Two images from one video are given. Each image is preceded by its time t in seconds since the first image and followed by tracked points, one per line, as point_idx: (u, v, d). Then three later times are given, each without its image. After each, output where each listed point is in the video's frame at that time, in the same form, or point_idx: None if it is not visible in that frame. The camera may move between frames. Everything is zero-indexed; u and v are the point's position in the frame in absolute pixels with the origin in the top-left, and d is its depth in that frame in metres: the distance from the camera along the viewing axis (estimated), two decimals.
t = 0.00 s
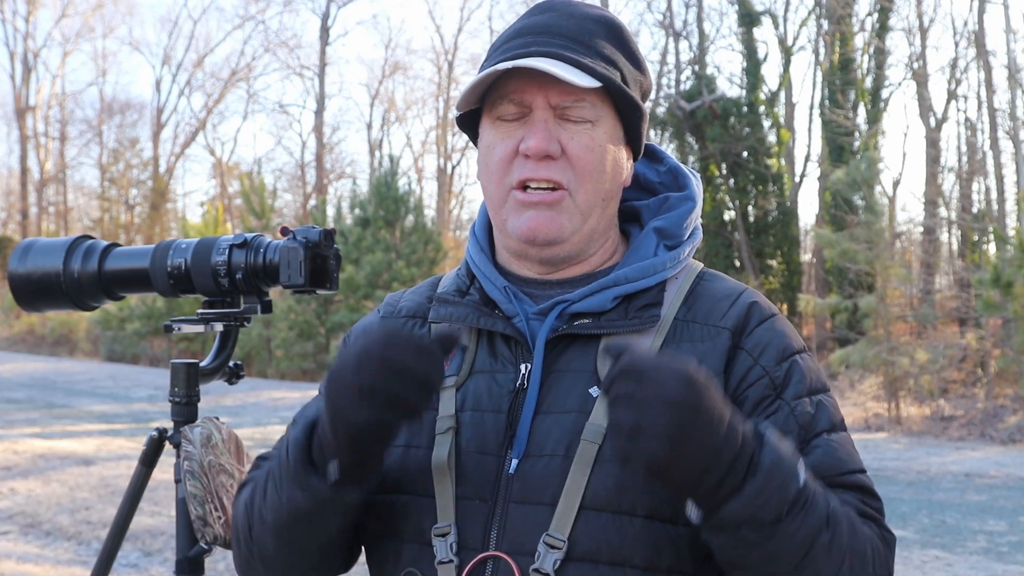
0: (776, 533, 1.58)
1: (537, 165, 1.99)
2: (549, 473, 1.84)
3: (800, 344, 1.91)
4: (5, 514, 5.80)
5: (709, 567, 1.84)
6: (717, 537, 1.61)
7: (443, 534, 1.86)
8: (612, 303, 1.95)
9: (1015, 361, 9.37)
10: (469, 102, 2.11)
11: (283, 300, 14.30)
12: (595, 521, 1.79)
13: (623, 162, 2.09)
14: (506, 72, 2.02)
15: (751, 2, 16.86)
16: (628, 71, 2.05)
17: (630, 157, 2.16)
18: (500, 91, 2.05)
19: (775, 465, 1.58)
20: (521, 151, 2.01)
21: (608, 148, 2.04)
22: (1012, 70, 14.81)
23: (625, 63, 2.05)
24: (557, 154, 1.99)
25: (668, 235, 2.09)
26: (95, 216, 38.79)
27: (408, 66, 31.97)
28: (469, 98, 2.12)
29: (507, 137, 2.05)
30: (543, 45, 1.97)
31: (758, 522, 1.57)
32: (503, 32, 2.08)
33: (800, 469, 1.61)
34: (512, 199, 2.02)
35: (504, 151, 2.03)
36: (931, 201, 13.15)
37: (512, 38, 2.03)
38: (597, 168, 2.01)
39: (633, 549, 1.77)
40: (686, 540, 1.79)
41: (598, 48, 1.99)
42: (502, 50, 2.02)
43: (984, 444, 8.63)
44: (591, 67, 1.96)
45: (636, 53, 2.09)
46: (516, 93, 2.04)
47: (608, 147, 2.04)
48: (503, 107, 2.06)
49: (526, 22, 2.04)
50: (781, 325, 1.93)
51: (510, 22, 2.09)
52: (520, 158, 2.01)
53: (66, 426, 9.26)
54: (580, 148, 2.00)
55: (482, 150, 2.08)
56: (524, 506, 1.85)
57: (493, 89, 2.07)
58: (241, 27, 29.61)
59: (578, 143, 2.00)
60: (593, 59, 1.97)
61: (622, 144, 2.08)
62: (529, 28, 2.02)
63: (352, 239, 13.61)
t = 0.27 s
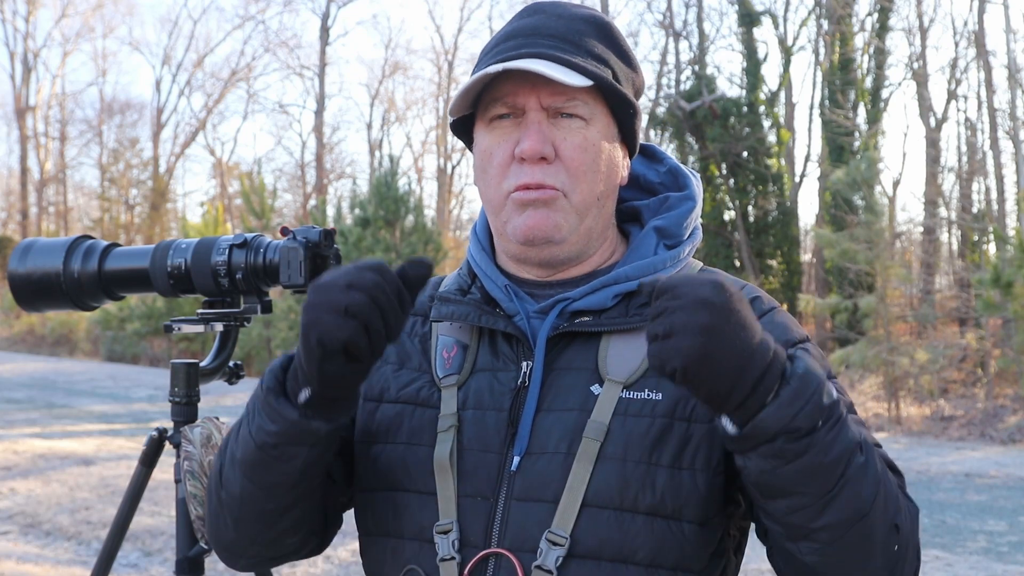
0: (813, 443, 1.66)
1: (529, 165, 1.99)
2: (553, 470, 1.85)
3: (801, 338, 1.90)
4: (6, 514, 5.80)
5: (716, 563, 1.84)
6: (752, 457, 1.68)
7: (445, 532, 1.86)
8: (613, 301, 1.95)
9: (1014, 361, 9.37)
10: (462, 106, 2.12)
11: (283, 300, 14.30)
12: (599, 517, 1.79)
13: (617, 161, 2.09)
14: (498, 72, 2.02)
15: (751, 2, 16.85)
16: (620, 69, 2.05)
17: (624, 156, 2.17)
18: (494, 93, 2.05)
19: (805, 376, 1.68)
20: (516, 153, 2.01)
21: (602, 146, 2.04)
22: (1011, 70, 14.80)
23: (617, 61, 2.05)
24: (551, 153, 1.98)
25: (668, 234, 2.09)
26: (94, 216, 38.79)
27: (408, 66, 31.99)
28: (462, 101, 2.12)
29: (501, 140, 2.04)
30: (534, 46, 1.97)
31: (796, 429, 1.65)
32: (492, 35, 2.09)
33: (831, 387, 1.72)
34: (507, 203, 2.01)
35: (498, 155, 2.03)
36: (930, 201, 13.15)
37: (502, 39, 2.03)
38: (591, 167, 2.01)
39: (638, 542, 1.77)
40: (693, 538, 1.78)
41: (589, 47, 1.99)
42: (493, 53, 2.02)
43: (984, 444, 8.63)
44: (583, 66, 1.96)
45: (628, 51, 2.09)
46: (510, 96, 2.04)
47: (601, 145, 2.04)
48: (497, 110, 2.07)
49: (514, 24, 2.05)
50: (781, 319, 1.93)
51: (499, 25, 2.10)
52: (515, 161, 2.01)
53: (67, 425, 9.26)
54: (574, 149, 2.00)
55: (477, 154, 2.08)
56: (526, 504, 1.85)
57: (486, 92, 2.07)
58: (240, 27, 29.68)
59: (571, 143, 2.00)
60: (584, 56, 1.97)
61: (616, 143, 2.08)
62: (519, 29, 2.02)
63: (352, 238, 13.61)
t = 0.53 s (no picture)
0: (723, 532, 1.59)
1: (537, 158, 1.99)
2: (552, 474, 1.85)
3: (796, 343, 1.91)
4: (5, 514, 5.80)
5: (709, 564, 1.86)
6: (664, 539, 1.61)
7: (444, 536, 1.86)
8: (612, 304, 1.95)
9: (1015, 361, 9.37)
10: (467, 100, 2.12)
11: (283, 300, 14.30)
12: (597, 520, 1.79)
13: (623, 156, 2.10)
14: (506, 65, 2.02)
15: (751, 2, 16.86)
16: (627, 65, 2.06)
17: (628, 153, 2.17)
18: (501, 86, 2.05)
19: (750, 496, 1.60)
20: (522, 145, 2.01)
21: (608, 141, 2.04)
22: (1011, 70, 14.80)
23: (624, 57, 2.06)
24: (559, 145, 1.98)
25: (668, 234, 2.09)
26: (95, 217, 38.81)
27: (408, 66, 32.02)
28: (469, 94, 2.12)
29: (508, 132, 2.05)
30: (541, 39, 1.97)
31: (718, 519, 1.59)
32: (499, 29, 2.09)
33: (773, 497, 1.65)
34: (514, 195, 2.01)
35: (504, 146, 2.03)
36: (930, 201, 13.15)
37: (509, 33, 2.03)
38: (597, 161, 2.01)
39: (634, 547, 1.77)
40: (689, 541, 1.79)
41: (595, 42, 2.00)
42: (501, 47, 2.02)
43: (984, 444, 8.63)
44: (590, 61, 1.96)
45: (632, 49, 2.10)
46: (516, 89, 2.04)
47: (608, 139, 2.04)
48: (503, 103, 2.07)
49: (522, 19, 2.05)
50: (779, 323, 1.93)
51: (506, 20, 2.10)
52: (522, 153, 2.01)
53: (67, 426, 9.27)
54: (580, 142, 1.99)
55: (483, 146, 2.08)
56: (527, 507, 1.85)
57: (493, 84, 2.07)
58: (241, 27, 29.75)
59: (578, 136, 2.00)
60: (591, 51, 1.97)
61: (620, 139, 2.08)
62: (526, 23, 2.02)
63: (352, 238, 13.60)
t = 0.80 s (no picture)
0: None
1: (536, 162, 1.99)
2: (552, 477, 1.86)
3: (793, 341, 1.91)
4: (5, 514, 5.80)
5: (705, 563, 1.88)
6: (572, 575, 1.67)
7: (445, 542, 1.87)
8: (611, 305, 1.95)
9: (1014, 361, 9.37)
10: (466, 103, 2.11)
11: (283, 300, 14.30)
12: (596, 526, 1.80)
13: (622, 159, 2.09)
14: (506, 69, 2.01)
15: (751, 2, 16.85)
16: (627, 68, 2.05)
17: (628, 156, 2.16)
18: (499, 89, 2.05)
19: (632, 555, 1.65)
20: (522, 150, 2.01)
21: (607, 145, 2.03)
22: (1011, 70, 14.81)
23: (624, 61, 2.05)
24: (557, 150, 1.98)
25: (667, 233, 2.09)
26: (95, 217, 38.82)
27: (408, 66, 32.03)
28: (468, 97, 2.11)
29: (507, 137, 2.05)
30: (540, 43, 1.97)
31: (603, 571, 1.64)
32: (500, 30, 2.08)
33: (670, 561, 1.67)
34: (513, 199, 2.01)
35: (504, 151, 2.03)
36: (930, 202, 13.15)
37: (508, 35, 2.03)
38: (596, 166, 2.00)
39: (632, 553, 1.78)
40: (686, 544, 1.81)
41: (596, 45, 1.99)
42: (499, 50, 2.02)
43: (984, 444, 8.63)
44: (589, 64, 1.96)
45: (633, 50, 2.09)
46: (515, 92, 2.03)
47: (607, 143, 2.03)
48: (502, 106, 2.06)
49: (521, 20, 2.05)
50: (778, 321, 1.92)
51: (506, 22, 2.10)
52: (520, 157, 2.01)
53: (66, 426, 9.26)
54: (579, 146, 1.99)
55: (484, 151, 2.08)
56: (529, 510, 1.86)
57: (492, 88, 2.07)
58: (241, 27, 29.77)
59: (576, 140, 1.99)
60: (590, 54, 1.97)
61: (620, 142, 2.08)
62: (525, 25, 2.02)
63: (352, 239, 13.61)
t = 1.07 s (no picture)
0: None
1: (532, 163, 1.99)
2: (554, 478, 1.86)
3: (794, 337, 1.90)
4: (5, 514, 5.80)
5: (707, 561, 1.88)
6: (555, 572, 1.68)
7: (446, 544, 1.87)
8: (612, 304, 1.95)
9: (1014, 361, 9.37)
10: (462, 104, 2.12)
11: (283, 300, 14.30)
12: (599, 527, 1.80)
13: (620, 157, 2.08)
14: (500, 70, 2.02)
15: (751, 2, 16.85)
16: (624, 66, 2.05)
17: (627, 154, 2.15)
18: (495, 90, 2.05)
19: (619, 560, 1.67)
20: (518, 150, 2.01)
21: (604, 143, 2.03)
22: (1011, 70, 14.81)
23: (621, 58, 2.05)
24: (552, 150, 1.98)
25: (668, 231, 2.09)
26: (95, 217, 38.81)
27: (408, 66, 32.04)
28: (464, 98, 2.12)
29: (503, 137, 2.05)
30: (534, 42, 1.97)
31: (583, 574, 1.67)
32: (496, 29, 2.09)
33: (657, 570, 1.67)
34: (510, 200, 2.02)
35: (500, 151, 2.03)
36: (931, 202, 13.14)
37: (504, 34, 2.04)
38: (594, 164, 2.00)
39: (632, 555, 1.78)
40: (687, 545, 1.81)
41: (592, 43, 1.99)
42: (494, 50, 2.03)
43: (984, 444, 8.63)
44: (585, 63, 1.95)
45: (631, 47, 2.08)
46: (511, 93, 2.04)
47: (604, 141, 2.03)
48: (498, 106, 2.07)
49: (516, 19, 2.05)
50: (777, 316, 1.92)
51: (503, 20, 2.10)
52: (516, 157, 2.01)
53: (66, 426, 9.26)
54: (575, 145, 1.99)
55: (481, 151, 2.08)
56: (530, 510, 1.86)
57: (487, 87, 2.07)
58: (241, 27, 29.77)
59: (573, 139, 1.99)
60: (585, 52, 1.96)
61: (618, 140, 2.08)
62: (519, 24, 2.03)
63: (352, 239, 13.61)
